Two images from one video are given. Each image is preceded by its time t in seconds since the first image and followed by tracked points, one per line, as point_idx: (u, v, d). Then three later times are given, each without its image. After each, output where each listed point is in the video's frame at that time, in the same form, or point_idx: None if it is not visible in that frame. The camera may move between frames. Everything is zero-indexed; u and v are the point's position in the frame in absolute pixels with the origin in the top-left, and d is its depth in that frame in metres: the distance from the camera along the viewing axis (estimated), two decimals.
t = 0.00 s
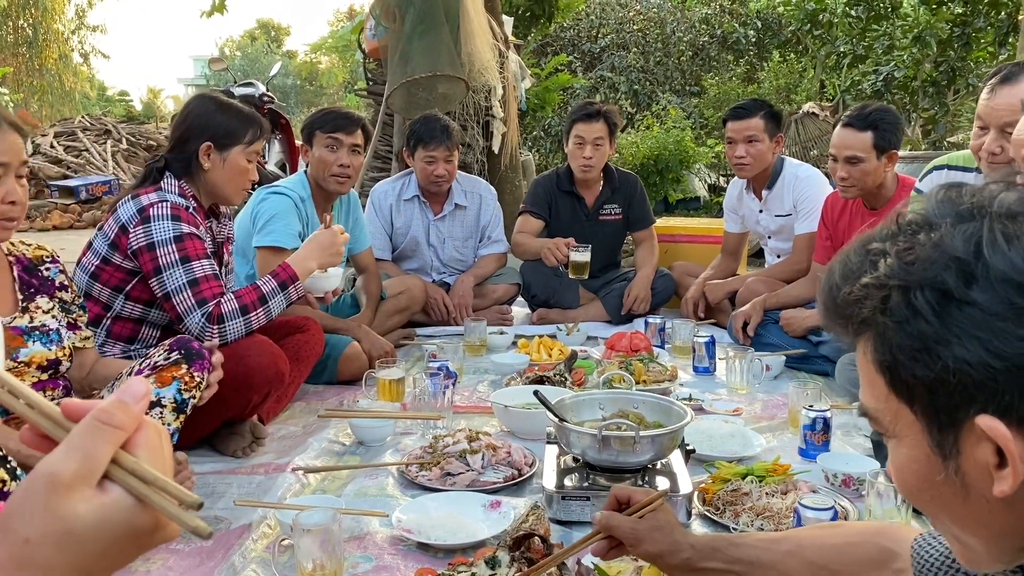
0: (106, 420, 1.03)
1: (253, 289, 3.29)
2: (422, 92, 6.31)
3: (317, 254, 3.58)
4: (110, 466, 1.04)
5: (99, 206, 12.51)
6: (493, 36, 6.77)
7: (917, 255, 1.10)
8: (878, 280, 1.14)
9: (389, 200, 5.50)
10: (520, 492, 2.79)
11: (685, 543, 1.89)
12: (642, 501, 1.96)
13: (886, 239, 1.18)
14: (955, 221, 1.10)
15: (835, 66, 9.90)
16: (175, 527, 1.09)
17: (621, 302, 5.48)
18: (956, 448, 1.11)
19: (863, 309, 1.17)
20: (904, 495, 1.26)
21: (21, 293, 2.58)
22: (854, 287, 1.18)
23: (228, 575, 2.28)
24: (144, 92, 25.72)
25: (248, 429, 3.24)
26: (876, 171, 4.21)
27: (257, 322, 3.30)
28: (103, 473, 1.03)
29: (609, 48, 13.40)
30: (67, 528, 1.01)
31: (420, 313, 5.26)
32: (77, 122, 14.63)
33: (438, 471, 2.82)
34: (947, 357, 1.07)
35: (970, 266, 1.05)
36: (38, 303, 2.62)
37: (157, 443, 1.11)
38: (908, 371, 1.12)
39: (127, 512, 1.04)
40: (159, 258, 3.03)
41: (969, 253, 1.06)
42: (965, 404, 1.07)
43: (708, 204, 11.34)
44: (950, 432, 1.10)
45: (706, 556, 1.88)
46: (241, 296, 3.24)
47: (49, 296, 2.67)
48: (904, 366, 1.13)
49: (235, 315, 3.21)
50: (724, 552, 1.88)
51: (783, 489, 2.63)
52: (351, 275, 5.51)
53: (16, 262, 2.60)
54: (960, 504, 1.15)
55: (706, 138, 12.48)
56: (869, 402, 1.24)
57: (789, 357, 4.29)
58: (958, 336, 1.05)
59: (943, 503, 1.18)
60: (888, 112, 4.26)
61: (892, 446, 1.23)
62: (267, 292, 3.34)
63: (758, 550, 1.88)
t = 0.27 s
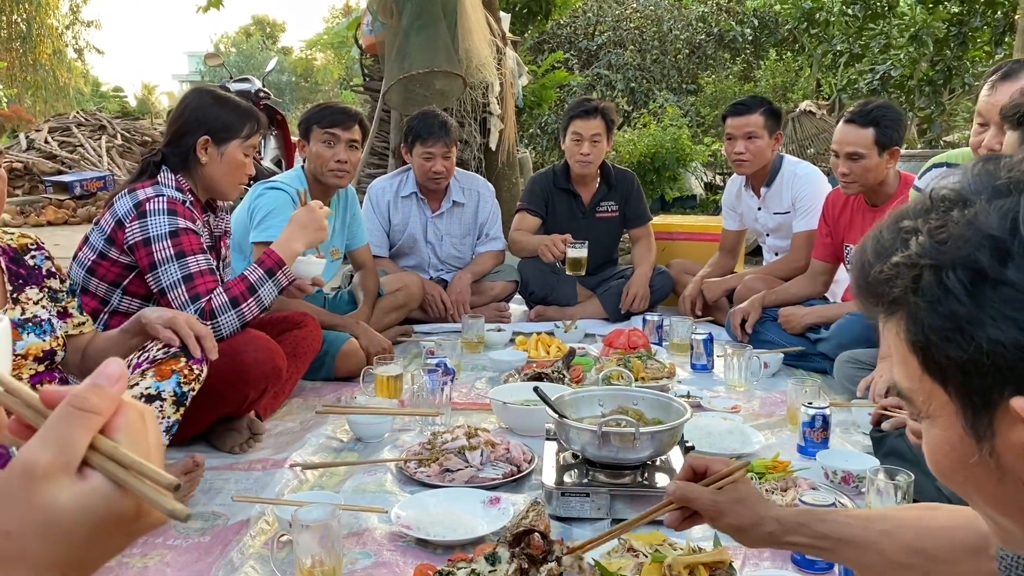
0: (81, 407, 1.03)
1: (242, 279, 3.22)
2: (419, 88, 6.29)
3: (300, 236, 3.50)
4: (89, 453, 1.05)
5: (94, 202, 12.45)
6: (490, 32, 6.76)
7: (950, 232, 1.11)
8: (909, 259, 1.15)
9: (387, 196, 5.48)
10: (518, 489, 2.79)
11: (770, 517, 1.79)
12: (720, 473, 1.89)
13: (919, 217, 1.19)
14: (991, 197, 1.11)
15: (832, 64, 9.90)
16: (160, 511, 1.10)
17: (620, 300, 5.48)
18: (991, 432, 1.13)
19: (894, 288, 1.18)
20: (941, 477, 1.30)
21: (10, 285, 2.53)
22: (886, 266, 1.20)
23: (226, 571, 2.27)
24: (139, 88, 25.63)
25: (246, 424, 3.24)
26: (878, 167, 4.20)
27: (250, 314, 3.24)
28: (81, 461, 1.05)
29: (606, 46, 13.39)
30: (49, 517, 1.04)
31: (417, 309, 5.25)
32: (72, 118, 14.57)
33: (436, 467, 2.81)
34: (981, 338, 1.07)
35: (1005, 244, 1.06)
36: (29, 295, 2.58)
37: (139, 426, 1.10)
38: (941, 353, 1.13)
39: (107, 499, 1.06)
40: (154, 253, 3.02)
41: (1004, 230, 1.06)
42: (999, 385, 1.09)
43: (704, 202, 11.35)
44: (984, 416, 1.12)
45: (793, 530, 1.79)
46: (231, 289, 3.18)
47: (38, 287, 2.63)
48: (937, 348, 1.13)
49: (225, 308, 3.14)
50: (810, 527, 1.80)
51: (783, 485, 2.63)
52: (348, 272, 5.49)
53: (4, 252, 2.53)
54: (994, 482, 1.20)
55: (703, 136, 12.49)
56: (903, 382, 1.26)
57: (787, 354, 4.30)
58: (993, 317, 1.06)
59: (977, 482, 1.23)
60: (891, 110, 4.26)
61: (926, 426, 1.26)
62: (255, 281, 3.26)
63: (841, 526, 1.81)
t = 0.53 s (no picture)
0: (64, 382, 0.97)
1: (239, 271, 3.21)
2: (415, 82, 6.27)
3: (294, 230, 3.46)
4: (75, 431, 0.98)
5: (87, 196, 12.37)
6: (486, 26, 6.75)
7: (1013, 190, 1.32)
8: (973, 214, 1.36)
9: (382, 189, 5.47)
10: (515, 482, 2.79)
11: (837, 549, 1.65)
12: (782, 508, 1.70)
13: (979, 177, 1.40)
14: None
15: (827, 60, 9.90)
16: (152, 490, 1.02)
17: (616, 295, 5.48)
18: None
19: (955, 244, 1.38)
20: (992, 438, 1.55)
21: (14, 281, 2.46)
22: (946, 223, 1.40)
23: (222, 563, 2.26)
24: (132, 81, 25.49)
25: (240, 418, 3.24)
26: (876, 162, 4.19)
27: (246, 306, 3.22)
28: (66, 439, 0.98)
29: (600, 41, 13.37)
30: (34, 498, 0.97)
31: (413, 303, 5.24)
32: (64, 111, 14.47)
33: (432, 460, 2.81)
34: None
35: None
36: (32, 291, 2.53)
37: (126, 402, 1.04)
38: (999, 307, 1.33)
39: (95, 478, 0.98)
40: (148, 245, 3.00)
41: None
42: None
43: (699, 198, 11.34)
44: None
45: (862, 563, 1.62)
46: (229, 280, 3.16)
47: (42, 282, 2.57)
48: (996, 303, 1.33)
49: (224, 299, 3.13)
50: (883, 557, 1.61)
51: (779, 478, 2.63)
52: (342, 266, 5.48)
53: (9, 246, 2.47)
54: None
55: (698, 131, 12.48)
56: (959, 343, 1.49)
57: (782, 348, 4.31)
58: None
59: None
60: (885, 105, 4.25)
61: (981, 386, 1.50)
62: (253, 273, 3.25)
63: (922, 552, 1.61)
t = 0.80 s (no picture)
0: (41, 363, 0.97)
1: (242, 268, 3.27)
2: (408, 72, 6.23)
3: (304, 243, 3.58)
4: (49, 409, 0.95)
5: (78, 187, 12.28)
6: (480, 16, 6.74)
7: None
8: (994, 173, 1.45)
9: (375, 178, 5.44)
10: (509, 470, 2.79)
11: (841, 564, 1.66)
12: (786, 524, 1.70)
13: (1001, 140, 1.49)
14: None
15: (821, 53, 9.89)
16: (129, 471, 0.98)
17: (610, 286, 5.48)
18: None
19: (975, 206, 1.47)
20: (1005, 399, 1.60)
21: (21, 276, 2.42)
22: (968, 184, 1.50)
23: (214, 551, 2.26)
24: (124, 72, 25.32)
25: (234, 406, 3.20)
26: (869, 154, 4.19)
27: (243, 301, 3.27)
28: (40, 418, 0.95)
29: (595, 33, 13.34)
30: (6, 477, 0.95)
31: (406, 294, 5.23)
32: (55, 102, 14.35)
33: (426, 449, 2.81)
34: None
35: None
36: (39, 288, 2.48)
37: (104, 382, 1.02)
38: (1015, 265, 1.42)
39: (66, 457, 0.95)
40: (141, 233, 2.97)
41: None
42: None
43: (693, 190, 11.34)
44: None
45: (867, 575, 1.64)
46: (231, 274, 3.23)
47: (51, 280, 2.53)
48: (1012, 260, 1.42)
49: (222, 292, 3.18)
50: (888, 568, 1.64)
51: (772, 467, 2.64)
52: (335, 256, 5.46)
53: (19, 240, 2.44)
54: None
55: (692, 124, 12.47)
56: (974, 304, 1.56)
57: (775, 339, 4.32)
58: None
59: None
60: (873, 97, 4.24)
61: (994, 347, 1.55)
62: (254, 271, 3.31)
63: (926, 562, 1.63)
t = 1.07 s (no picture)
0: (5, 332, 0.93)
1: (233, 254, 3.27)
2: (399, 60, 6.19)
3: (294, 234, 3.55)
4: (14, 379, 0.92)
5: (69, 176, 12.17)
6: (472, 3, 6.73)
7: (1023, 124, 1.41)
8: (983, 148, 1.45)
9: (367, 165, 5.42)
10: (500, 456, 2.78)
11: (840, 540, 1.64)
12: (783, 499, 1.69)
13: (991, 116, 1.49)
14: None
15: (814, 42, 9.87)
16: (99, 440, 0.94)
17: (602, 275, 5.48)
18: None
19: (964, 181, 1.47)
20: (996, 368, 1.61)
21: (19, 260, 2.38)
22: (956, 160, 1.49)
23: (204, 536, 2.25)
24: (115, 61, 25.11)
25: (224, 393, 3.19)
26: (858, 141, 4.19)
27: (234, 287, 3.28)
28: (5, 388, 0.92)
29: (588, 22, 13.28)
30: None
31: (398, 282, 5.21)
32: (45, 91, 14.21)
33: (417, 435, 2.80)
34: None
35: None
36: (35, 272, 2.43)
37: (70, 350, 0.98)
38: (1005, 238, 1.41)
39: (30, 426, 0.92)
40: (133, 216, 2.95)
41: None
42: None
43: (686, 179, 11.32)
44: None
45: (866, 552, 1.63)
46: (222, 260, 3.23)
47: (46, 264, 2.49)
48: (1001, 233, 1.41)
49: (214, 276, 3.18)
50: (885, 546, 1.62)
51: (763, 452, 2.63)
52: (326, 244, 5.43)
53: (13, 223, 2.41)
54: None
55: (685, 113, 12.46)
56: (966, 278, 1.56)
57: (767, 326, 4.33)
58: None
59: None
60: (862, 83, 4.24)
61: (987, 317, 1.55)
62: (245, 258, 3.31)
63: (923, 539, 1.61)
